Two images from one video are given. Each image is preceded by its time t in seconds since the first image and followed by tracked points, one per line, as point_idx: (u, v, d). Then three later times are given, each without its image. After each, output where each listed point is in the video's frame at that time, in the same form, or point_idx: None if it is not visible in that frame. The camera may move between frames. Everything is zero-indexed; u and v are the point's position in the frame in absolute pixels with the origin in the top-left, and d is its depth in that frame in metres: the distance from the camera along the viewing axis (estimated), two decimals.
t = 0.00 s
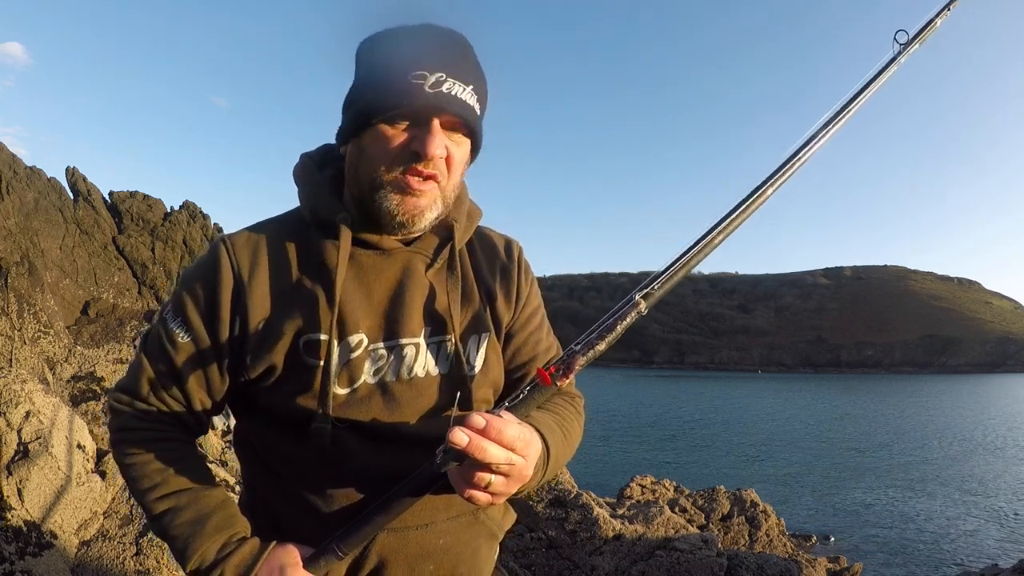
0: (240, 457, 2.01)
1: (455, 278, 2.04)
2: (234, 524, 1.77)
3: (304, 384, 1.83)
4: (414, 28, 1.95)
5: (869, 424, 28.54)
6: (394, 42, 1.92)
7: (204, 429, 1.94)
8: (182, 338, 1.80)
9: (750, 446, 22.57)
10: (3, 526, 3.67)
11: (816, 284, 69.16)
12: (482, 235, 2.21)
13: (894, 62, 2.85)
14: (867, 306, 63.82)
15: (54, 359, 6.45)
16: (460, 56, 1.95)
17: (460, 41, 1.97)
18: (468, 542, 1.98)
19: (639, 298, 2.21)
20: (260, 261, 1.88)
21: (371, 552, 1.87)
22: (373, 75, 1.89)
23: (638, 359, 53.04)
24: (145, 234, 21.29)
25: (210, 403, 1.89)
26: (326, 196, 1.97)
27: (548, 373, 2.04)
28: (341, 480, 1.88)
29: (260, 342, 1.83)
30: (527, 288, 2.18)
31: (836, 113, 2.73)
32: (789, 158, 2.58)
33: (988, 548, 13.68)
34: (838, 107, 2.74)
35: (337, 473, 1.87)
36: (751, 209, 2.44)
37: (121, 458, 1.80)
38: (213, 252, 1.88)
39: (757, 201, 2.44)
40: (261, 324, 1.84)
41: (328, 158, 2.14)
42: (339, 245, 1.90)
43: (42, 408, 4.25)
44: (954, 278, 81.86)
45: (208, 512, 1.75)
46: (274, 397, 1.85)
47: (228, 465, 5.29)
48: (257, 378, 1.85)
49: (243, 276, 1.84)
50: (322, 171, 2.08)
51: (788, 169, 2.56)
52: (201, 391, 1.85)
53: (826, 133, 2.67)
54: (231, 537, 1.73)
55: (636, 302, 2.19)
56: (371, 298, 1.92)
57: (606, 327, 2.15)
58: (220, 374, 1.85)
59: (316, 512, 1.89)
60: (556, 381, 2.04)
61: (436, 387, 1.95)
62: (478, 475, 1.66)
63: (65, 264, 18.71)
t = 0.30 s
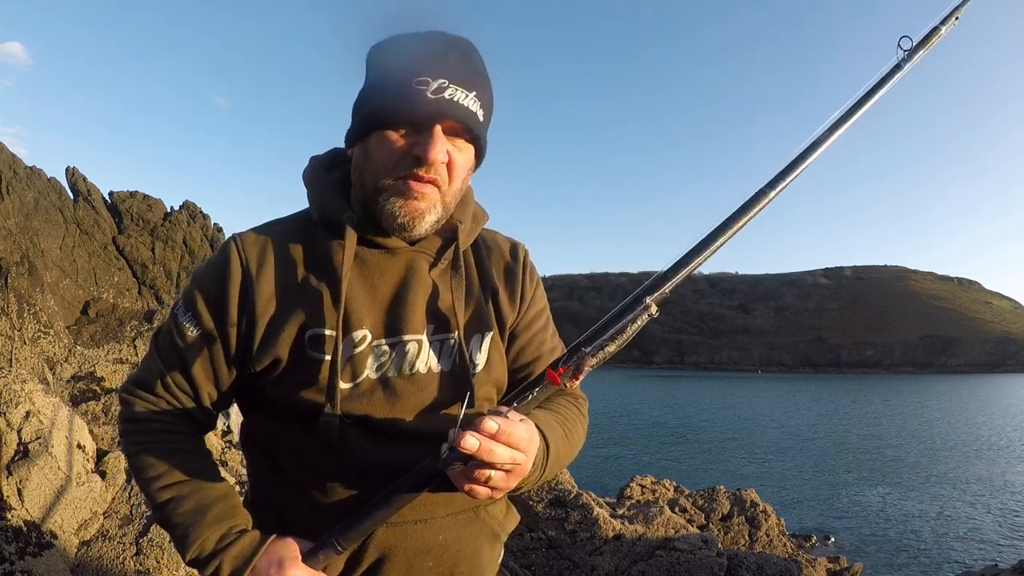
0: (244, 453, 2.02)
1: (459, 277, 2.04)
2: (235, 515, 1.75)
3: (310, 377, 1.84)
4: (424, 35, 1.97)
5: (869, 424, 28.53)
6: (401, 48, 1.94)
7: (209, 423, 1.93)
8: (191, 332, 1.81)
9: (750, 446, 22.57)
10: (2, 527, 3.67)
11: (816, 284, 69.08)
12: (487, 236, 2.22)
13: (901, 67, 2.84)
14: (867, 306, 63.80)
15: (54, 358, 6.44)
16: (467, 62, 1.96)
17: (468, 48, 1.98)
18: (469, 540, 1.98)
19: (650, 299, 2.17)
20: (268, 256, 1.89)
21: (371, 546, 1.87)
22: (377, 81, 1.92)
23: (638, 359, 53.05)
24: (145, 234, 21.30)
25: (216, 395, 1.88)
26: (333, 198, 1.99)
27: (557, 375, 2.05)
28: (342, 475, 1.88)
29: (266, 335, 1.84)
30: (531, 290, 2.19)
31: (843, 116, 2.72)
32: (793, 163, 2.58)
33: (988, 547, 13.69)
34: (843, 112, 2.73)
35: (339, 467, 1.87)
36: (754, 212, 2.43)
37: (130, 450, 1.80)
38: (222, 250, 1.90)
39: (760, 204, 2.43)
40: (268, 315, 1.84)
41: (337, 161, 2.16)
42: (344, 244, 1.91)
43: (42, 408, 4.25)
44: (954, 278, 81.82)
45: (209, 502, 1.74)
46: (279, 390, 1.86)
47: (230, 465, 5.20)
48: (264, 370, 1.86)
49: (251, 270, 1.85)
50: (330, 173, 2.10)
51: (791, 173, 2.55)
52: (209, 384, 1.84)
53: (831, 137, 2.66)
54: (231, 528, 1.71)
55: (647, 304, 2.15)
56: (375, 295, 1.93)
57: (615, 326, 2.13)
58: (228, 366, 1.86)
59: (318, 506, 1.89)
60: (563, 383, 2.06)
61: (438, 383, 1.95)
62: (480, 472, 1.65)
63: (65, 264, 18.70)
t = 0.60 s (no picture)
0: (247, 446, 2.04)
1: (464, 275, 2.04)
2: (232, 499, 1.75)
3: (312, 366, 1.85)
4: (448, 48, 1.91)
5: (869, 424, 28.53)
6: (427, 65, 1.88)
7: (215, 413, 1.93)
8: (201, 321, 1.83)
9: (750, 446, 22.57)
10: (2, 526, 3.68)
11: (816, 284, 69.08)
12: (496, 239, 2.22)
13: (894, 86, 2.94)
14: (867, 306, 63.79)
15: (54, 358, 6.44)
16: (490, 81, 1.93)
17: (491, 63, 1.94)
18: (466, 538, 1.98)
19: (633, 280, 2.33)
20: (277, 249, 1.92)
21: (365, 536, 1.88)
22: (402, 102, 1.87)
23: (638, 359, 53.05)
24: (145, 234, 21.32)
25: (219, 384, 1.89)
26: (344, 198, 2.01)
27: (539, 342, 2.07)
28: (340, 466, 1.88)
29: (272, 323, 1.85)
30: (536, 292, 2.19)
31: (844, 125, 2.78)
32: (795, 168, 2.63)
33: (988, 547, 13.70)
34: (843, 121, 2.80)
35: (337, 459, 1.87)
36: (760, 212, 2.47)
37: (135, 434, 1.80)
38: (233, 243, 1.93)
39: (764, 206, 2.47)
40: (274, 305, 1.87)
41: (351, 163, 2.17)
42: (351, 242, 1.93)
43: (42, 408, 4.24)
44: (954, 278, 81.75)
45: (207, 484, 1.74)
46: (283, 378, 1.87)
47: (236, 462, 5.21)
48: (269, 360, 1.87)
49: (260, 261, 1.88)
50: (344, 174, 2.11)
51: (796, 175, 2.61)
52: (216, 370, 1.86)
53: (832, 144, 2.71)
54: (226, 511, 1.71)
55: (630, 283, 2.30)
56: (378, 291, 1.95)
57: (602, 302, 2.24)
58: (233, 354, 1.88)
59: (315, 497, 1.90)
60: (546, 351, 2.06)
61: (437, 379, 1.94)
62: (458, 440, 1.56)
63: (65, 264, 18.67)
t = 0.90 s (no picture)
0: (253, 443, 2.05)
1: (471, 278, 2.03)
2: (235, 493, 1.74)
3: (318, 365, 1.85)
4: (449, 49, 1.91)
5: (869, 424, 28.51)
6: (425, 64, 1.89)
7: (221, 412, 1.94)
8: (208, 318, 1.83)
9: (750, 446, 22.57)
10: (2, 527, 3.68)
11: (816, 284, 69.07)
12: (507, 242, 2.21)
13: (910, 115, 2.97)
14: (867, 306, 63.80)
15: (54, 358, 6.45)
16: (492, 79, 1.91)
17: (494, 61, 1.92)
18: (468, 539, 1.98)
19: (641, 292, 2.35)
20: (284, 247, 1.92)
21: (367, 535, 1.88)
22: (405, 104, 1.87)
23: (638, 359, 53.05)
24: (145, 234, 21.33)
25: (225, 380, 1.89)
26: (353, 199, 2.00)
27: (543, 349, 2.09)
28: (344, 465, 1.88)
29: (278, 322, 1.86)
30: (546, 296, 2.17)
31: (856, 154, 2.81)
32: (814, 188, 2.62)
33: (989, 547, 13.70)
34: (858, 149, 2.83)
35: (342, 459, 1.88)
36: (774, 232, 2.45)
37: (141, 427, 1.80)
38: (241, 242, 1.94)
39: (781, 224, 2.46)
40: (281, 302, 1.87)
41: (362, 163, 2.17)
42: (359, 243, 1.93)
43: (42, 408, 4.24)
44: (954, 278, 81.70)
45: (211, 477, 1.74)
46: (289, 377, 1.87)
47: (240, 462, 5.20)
48: (275, 357, 1.87)
49: (267, 260, 1.88)
50: (353, 175, 2.10)
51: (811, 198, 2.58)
52: (222, 366, 1.86)
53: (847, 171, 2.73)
54: (229, 504, 1.70)
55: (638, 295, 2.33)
56: (385, 292, 1.95)
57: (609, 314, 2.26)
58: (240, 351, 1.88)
59: (319, 496, 1.90)
60: (550, 359, 2.09)
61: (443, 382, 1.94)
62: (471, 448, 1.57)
63: (65, 264, 18.63)
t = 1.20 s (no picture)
0: (257, 441, 2.05)
1: (485, 287, 2.05)
2: (240, 496, 1.74)
3: (325, 371, 1.85)
4: (464, 50, 1.86)
5: (869, 425, 28.49)
6: (440, 67, 1.85)
7: (223, 411, 1.94)
8: (215, 318, 1.82)
9: (750, 446, 22.58)
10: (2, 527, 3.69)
11: (816, 284, 69.07)
12: (523, 248, 2.22)
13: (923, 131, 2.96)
14: (868, 306, 63.81)
15: (54, 358, 6.45)
16: (511, 81, 1.87)
17: (511, 62, 1.88)
18: (470, 546, 1.98)
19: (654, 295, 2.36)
20: (295, 248, 1.92)
21: (372, 540, 1.88)
22: (421, 108, 1.84)
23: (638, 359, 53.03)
24: (145, 234, 21.35)
25: (230, 381, 1.89)
26: (366, 201, 2.00)
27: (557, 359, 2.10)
28: (349, 470, 1.88)
29: (287, 325, 1.86)
30: (560, 304, 2.19)
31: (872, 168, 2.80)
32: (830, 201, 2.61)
33: (988, 547, 13.69)
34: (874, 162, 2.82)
35: (347, 464, 1.88)
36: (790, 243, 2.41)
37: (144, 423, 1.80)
38: (251, 239, 1.93)
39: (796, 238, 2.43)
40: (291, 304, 1.87)
41: (376, 160, 2.16)
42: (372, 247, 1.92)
43: (42, 408, 4.24)
44: (954, 278, 81.67)
45: (215, 480, 1.73)
46: (296, 380, 1.87)
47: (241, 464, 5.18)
48: (282, 360, 1.87)
49: (277, 260, 1.88)
50: (368, 173, 2.09)
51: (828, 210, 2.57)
52: (227, 366, 1.85)
53: (863, 184, 2.71)
54: (234, 509, 1.70)
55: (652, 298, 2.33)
56: (396, 299, 1.96)
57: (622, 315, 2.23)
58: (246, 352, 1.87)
59: (324, 500, 1.91)
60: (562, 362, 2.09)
61: (451, 392, 1.97)
62: (483, 457, 1.58)
63: (66, 264, 18.60)
